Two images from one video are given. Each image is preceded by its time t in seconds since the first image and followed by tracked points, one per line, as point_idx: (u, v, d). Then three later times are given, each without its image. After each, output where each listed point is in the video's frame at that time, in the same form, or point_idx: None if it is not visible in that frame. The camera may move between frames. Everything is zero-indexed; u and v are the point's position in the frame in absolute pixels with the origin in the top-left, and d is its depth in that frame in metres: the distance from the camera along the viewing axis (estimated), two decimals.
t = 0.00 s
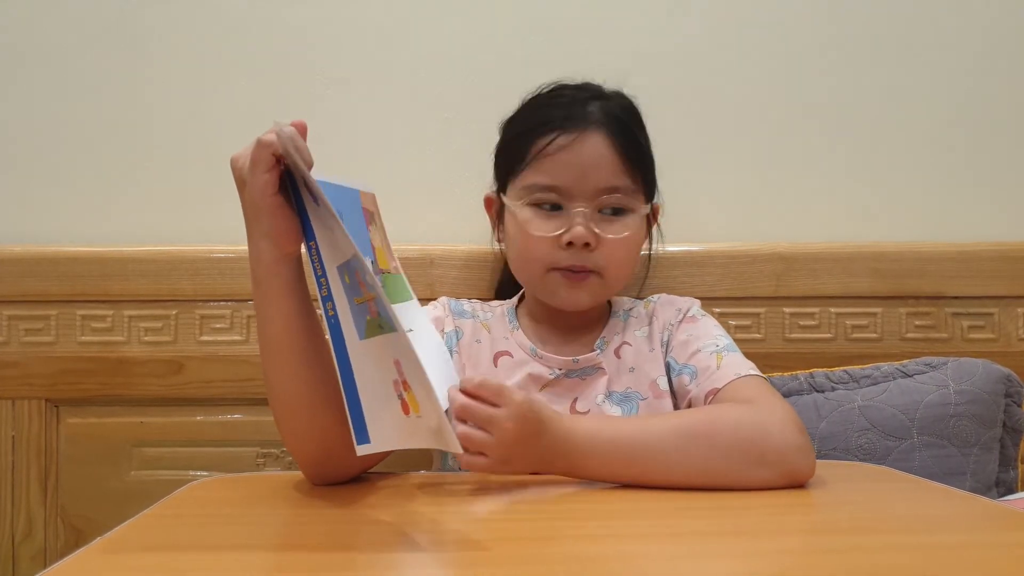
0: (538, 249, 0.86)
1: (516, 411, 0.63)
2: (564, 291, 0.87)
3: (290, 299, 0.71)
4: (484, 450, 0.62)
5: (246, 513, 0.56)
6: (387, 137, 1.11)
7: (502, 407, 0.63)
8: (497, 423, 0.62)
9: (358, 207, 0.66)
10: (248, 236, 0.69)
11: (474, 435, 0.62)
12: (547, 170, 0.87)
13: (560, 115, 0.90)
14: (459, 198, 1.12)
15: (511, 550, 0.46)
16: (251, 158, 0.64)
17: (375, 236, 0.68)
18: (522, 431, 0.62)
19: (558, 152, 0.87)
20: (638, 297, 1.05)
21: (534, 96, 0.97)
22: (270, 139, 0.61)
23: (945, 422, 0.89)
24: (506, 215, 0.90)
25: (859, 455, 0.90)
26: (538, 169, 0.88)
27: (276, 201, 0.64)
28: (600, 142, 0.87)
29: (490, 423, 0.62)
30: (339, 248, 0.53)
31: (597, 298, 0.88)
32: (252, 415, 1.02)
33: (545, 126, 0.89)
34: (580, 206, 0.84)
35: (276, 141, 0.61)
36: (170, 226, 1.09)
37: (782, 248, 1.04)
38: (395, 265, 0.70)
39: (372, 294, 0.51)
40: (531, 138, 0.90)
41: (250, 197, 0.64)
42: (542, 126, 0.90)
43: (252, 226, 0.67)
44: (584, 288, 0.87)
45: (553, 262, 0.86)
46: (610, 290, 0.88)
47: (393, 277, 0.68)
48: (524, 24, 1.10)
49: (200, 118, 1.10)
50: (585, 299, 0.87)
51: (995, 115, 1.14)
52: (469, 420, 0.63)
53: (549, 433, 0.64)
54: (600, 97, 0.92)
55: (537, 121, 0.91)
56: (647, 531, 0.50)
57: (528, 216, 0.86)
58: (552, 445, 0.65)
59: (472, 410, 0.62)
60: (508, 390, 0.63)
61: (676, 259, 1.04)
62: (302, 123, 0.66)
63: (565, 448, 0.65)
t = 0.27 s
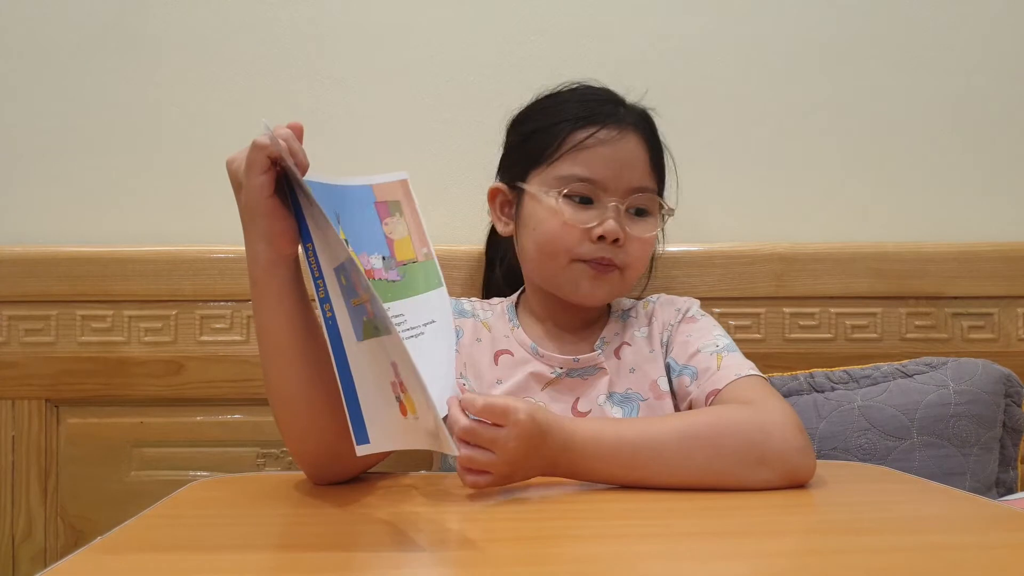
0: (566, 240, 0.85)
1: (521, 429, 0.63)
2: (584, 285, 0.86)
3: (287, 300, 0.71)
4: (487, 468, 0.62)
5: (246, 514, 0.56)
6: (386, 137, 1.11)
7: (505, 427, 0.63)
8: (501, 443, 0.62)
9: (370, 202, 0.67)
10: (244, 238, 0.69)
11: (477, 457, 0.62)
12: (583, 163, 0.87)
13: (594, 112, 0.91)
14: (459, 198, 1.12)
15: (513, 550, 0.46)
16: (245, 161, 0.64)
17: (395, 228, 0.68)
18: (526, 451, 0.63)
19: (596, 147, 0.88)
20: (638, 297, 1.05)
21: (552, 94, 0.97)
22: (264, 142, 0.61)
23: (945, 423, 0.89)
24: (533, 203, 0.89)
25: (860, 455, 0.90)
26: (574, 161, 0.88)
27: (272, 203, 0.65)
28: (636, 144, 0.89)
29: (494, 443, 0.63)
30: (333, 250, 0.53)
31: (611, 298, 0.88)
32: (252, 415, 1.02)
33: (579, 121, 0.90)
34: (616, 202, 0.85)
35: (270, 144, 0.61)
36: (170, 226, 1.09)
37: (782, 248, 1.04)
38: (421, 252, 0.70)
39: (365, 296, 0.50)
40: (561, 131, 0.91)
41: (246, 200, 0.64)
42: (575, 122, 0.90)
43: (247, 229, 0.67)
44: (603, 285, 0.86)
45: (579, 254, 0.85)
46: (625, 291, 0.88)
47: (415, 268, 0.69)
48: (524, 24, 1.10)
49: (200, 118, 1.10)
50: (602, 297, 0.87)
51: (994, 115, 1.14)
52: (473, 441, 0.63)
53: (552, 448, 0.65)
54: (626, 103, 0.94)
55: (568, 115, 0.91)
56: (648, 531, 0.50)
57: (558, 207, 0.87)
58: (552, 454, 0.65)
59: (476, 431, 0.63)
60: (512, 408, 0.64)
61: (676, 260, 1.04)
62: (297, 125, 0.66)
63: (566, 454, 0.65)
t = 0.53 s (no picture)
0: (581, 241, 0.86)
1: (518, 423, 0.62)
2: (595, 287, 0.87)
3: (293, 301, 0.71)
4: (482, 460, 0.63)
5: (246, 513, 0.56)
6: (386, 137, 1.11)
7: (502, 418, 0.62)
8: (497, 435, 0.62)
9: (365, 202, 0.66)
10: (250, 238, 0.69)
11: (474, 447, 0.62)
12: (601, 165, 0.88)
13: (610, 115, 0.91)
14: (458, 198, 1.12)
15: (512, 550, 0.46)
16: (255, 162, 0.64)
17: (390, 227, 0.67)
18: (521, 443, 0.62)
19: (614, 150, 0.88)
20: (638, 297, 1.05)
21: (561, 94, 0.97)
22: (274, 143, 0.60)
23: (944, 423, 0.90)
24: (548, 203, 0.89)
25: (859, 455, 0.90)
26: (592, 162, 0.88)
27: (280, 205, 0.64)
28: (650, 150, 0.89)
29: (490, 433, 0.62)
30: (346, 254, 0.53)
31: (618, 301, 0.89)
32: (252, 415, 1.02)
33: (596, 123, 0.90)
34: (633, 206, 0.86)
35: (280, 145, 0.61)
36: (169, 226, 1.09)
37: (782, 249, 1.04)
38: (416, 252, 0.69)
39: (380, 298, 0.51)
40: (578, 132, 0.91)
41: (254, 201, 0.64)
42: (592, 123, 0.90)
43: (255, 230, 0.67)
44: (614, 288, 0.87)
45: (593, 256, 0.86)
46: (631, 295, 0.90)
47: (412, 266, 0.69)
48: (524, 24, 1.10)
49: (200, 118, 1.10)
50: (611, 299, 0.88)
51: (994, 116, 1.14)
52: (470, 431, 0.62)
53: (548, 442, 0.64)
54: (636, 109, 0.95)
55: (585, 116, 0.91)
56: (647, 530, 0.50)
57: (574, 207, 0.87)
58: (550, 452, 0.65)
59: (473, 421, 0.62)
60: (511, 401, 0.63)
61: (676, 260, 1.04)
62: (304, 127, 0.66)
63: (564, 453, 0.65)
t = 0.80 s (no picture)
0: (588, 244, 0.86)
1: (507, 411, 0.63)
2: (600, 290, 0.87)
3: (294, 300, 0.71)
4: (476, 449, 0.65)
5: (246, 513, 0.56)
6: (386, 137, 1.11)
7: (494, 407, 0.64)
8: (485, 421, 0.64)
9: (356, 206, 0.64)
10: (251, 237, 0.69)
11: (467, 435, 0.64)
12: (608, 169, 0.88)
13: (616, 118, 0.91)
14: (458, 198, 1.12)
15: (512, 550, 0.46)
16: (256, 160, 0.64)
17: (376, 234, 0.66)
18: (512, 433, 0.63)
19: (622, 154, 0.88)
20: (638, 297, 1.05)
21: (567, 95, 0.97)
22: (277, 142, 0.61)
23: (944, 423, 0.90)
24: (554, 205, 0.89)
25: (859, 455, 0.90)
26: (599, 165, 0.88)
27: (280, 203, 0.64)
28: (656, 155, 0.90)
29: (481, 421, 0.64)
30: (348, 253, 0.53)
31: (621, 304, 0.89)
32: (252, 416, 1.02)
33: (604, 127, 0.90)
34: (639, 210, 0.86)
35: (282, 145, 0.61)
36: (169, 226, 1.09)
37: (782, 249, 1.04)
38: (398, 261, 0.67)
39: (382, 295, 0.51)
40: (584, 135, 0.91)
41: (255, 200, 0.64)
42: (599, 126, 0.90)
43: (256, 229, 0.67)
44: (617, 291, 0.87)
45: (600, 259, 0.86)
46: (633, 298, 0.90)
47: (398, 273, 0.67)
48: (524, 24, 1.10)
49: (200, 118, 1.10)
50: (614, 303, 0.88)
51: (994, 116, 1.14)
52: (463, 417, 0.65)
53: (544, 436, 0.64)
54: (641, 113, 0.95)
55: (591, 119, 0.91)
56: (647, 530, 0.50)
57: (581, 210, 0.87)
58: (548, 450, 0.65)
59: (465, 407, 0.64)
60: (503, 390, 0.64)
61: (676, 260, 1.04)
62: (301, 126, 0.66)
63: (564, 453, 0.65)
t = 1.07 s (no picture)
0: (596, 240, 0.85)
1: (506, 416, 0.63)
2: (607, 287, 0.87)
3: (294, 299, 0.71)
4: (475, 454, 0.64)
5: (247, 513, 0.56)
6: (386, 137, 1.11)
7: (491, 412, 0.64)
8: (484, 427, 0.63)
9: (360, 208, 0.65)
10: (251, 236, 0.69)
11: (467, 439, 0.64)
12: (613, 166, 0.88)
13: (619, 117, 0.91)
14: (458, 198, 1.12)
15: (513, 549, 0.46)
16: (256, 160, 0.64)
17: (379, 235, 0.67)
18: (511, 437, 0.63)
19: (626, 151, 0.89)
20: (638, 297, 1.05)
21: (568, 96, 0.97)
22: (277, 141, 0.61)
23: (944, 423, 0.90)
24: (560, 201, 0.89)
25: (859, 455, 0.90)
26: (603, 162, 0.89)
27: (280, 202, 0.64)
28: (658, 153, 0.90)
29: (479, 426, 0.64)
30: (347, 250, 0.53)
31: (625, 302, 0.89)
32: (252, 416, 1.02)
33: (607, 126, 0.91)
34: (644, 207, 0.86)
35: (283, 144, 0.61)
36: (169, 226, 1.09)
37: (782, 249, 1.04)
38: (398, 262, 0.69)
39: (381, 291, 0.51)
40: (587, 133, 0.91)
41: (256, 199, 0.64)
42: (601, 125, 0.91)
43: (256, 228, 0.67)
44: (622, 288, 0.87)
45: (608, 255, 0.85)
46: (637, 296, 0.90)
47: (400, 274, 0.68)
48: (524, 24, 1.10)
49: (200, 119, 1.10)
50: (619, 300, 0.87)
51: (994, 116, 1.14)
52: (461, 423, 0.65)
53: (543, 440, 0.64)
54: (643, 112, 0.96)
55: (594, 118, 0.92)
56: (647, 530, 0.50)
57: (588, 207, 0.87)
58: (548, 452, 0.65)
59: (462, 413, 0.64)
60: (499, 396, 0.64)
61: (676, 260, 1.04)
62: (303, 126, 0.65)
63: (563, 454, 0.65)
